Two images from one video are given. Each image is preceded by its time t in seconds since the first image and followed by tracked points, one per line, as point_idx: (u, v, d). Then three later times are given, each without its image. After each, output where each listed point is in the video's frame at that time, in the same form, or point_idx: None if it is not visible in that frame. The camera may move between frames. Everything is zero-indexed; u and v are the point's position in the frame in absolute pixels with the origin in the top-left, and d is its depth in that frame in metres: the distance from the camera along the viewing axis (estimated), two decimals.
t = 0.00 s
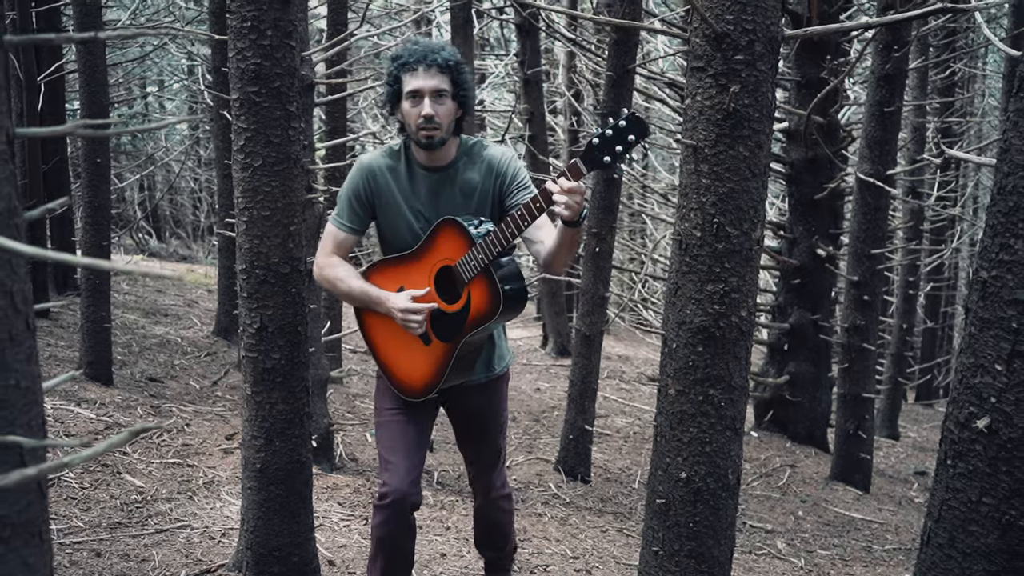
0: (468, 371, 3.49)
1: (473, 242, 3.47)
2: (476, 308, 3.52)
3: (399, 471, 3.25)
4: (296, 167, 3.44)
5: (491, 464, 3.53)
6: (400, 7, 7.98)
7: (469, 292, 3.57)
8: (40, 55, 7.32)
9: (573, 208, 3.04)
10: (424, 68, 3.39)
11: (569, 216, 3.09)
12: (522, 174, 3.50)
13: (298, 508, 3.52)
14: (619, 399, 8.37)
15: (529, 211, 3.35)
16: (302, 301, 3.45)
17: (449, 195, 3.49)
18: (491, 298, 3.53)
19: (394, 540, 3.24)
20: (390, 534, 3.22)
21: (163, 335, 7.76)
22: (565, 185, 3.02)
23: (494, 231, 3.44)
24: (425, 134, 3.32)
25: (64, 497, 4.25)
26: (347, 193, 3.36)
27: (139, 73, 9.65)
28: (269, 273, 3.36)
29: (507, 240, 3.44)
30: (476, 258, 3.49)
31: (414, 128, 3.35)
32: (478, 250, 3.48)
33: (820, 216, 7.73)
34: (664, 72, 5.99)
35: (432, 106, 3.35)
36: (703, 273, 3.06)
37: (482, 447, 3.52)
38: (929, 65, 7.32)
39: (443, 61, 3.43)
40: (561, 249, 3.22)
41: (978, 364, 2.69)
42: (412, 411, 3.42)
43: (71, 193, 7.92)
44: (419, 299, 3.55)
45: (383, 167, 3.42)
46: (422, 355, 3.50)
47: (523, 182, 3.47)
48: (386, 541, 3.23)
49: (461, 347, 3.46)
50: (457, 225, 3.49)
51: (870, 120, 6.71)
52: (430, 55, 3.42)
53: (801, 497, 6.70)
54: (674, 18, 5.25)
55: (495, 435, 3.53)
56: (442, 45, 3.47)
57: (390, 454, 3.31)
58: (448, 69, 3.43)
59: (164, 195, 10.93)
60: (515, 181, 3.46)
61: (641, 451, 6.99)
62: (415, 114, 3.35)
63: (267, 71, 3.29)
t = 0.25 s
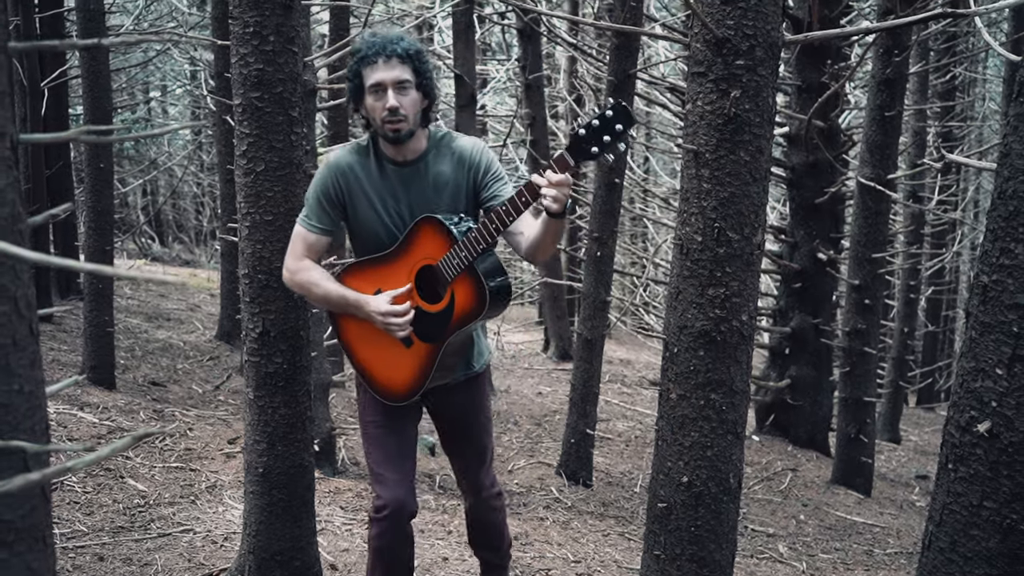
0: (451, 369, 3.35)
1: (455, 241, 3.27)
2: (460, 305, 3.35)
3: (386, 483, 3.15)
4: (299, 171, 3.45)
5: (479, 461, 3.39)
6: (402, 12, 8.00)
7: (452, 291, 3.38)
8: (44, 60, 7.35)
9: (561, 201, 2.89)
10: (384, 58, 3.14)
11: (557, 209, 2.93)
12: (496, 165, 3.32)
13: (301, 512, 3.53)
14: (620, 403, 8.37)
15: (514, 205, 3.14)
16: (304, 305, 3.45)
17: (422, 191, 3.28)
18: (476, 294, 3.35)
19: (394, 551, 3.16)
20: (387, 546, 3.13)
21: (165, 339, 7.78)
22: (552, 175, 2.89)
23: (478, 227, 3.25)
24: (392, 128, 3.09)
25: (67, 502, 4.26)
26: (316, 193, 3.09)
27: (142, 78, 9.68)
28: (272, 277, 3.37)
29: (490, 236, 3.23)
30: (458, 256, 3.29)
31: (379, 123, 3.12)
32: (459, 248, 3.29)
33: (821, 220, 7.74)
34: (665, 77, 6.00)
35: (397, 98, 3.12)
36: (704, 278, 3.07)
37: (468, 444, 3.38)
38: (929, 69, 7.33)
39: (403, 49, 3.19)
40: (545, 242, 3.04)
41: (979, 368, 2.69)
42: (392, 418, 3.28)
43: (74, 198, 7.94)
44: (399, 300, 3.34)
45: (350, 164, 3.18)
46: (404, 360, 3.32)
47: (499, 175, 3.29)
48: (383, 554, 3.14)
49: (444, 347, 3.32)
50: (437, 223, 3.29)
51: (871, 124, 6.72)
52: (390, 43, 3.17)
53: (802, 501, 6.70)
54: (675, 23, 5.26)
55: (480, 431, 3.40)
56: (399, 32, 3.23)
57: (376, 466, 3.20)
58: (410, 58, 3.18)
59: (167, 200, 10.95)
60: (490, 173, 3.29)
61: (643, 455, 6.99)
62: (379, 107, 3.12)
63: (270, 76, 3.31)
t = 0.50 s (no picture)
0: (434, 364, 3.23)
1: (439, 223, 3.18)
2: (445, 289, 3.22)
3: (377, 488, 3.15)
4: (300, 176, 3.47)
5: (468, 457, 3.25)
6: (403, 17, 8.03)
7: (437, 275, 3.24)
8: (47, 65, 7.38)
9: (549, 167, 2.86)
10: (354, 42, 3.09)
11: (543, 176, 2.89)
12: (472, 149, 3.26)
13: (302, 516, 3.53)
14: (620, 406, 8.38)
15: (498, 179, 3.08)
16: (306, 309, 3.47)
17: (399, 177, 3.18)
18: (462, 275, 3.23)
19: (390, 556, 3.16)
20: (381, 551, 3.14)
21: (167, 343, 7.79)
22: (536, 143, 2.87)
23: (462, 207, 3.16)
24: (366, 111, 3.02)
25: (70, 505, 4.27)
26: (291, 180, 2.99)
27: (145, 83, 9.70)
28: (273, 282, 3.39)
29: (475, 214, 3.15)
30: (442, 237, 3.18)
31: (353, 107, 3.05)
32: (443, 230, 3.19)
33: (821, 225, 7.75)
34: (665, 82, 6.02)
35: (369, 81, 3.06)
36: (704, 282, 3.08)
37: (457, 440, 3.25)
38: (929, 74, 7.34)
39: (371, 34, 3.13)
40: (529, 216, 3.01)
41: (978, 373, 2.70)
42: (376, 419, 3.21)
43: (77, 202, 7.96)
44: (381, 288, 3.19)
45: (325, 152, 3.08)
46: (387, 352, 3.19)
47: (476, 157, 3.23)
48: (380, 559, 3.15)
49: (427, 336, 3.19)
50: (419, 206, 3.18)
51: (870, 129, 6.73)
52: (359, 27, 3.12)
53: (802, 505, 6.71)
54: (675, 28, 5.28)
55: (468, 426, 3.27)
56: (366, 17, 3.18)
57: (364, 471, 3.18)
58: (381, 42, 3.13)
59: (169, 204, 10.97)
60: (467, 156, 3.22)
61: (643, 459, 7.00)
62: (351, 92, 3.06)
63: (272, 81, 3.33)
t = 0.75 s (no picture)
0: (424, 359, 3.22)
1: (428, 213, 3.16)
2: (434, 277, 3.24)
3: (373, 488, 3.18)
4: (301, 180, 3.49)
5: (457, 452, 3.20)
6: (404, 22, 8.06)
7: (426, 263, 3.25)
8: (49, 70, 7.40)
9: (541, 150, 2.86)
10: (340, 33, 3.09)
11: (536, 162, 2.88)
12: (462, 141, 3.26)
13: (303, 519, 3.54)
14: (621, 410, 8.39)
15: (489, 166, 3.07)
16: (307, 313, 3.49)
17: (390, 169, 3.17)
18: (452, 263, 3.24)
19: (387, 555, 3.19)
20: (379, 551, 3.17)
21: (169, 347, 7.80)
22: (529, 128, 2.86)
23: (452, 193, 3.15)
24: (354, 102, 3.03)
25: (71, 509, 4.28)
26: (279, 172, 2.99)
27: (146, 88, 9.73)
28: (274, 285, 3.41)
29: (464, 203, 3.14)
30: (432, 224, 3.17)
31: (342, 98, 3.05)
32: (432, 219, 3.17)
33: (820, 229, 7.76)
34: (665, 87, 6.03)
35: (357, 72, 3.06)
36: (703, 286, 3.09)
37: (445, 435, 3.22)
38: (928, 79, 7.36)
39: (360, 24, 3.13)
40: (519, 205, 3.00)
41: (977, 377, 2.71)
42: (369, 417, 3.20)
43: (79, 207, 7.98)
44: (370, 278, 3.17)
45: (314, 144, 3.08)
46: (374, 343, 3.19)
47: (465, 148, 3.23)
48: (378, 560, 3.18)
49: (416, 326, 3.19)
50: (410, 197, 3.15)
51: (869, 134, 6.74)
52: (344, 18, 3.12)
53: (802, 508, 6.71)
54: (674, 34, 5.30)
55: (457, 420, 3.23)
56: (355, 8, 3.18)
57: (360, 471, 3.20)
58: (367, 32, 3.13)
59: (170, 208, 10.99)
60: (456, 148, 3.22)
61: (643, 463, 7.00)
62: (339, 83, 3.07)
63: (272, 87, 3.35)
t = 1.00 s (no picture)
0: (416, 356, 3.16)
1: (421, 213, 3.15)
2: (426, 277, 3.21)
3: (369, 490, 3.21)
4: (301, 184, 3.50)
5: (451, 443, 3.07)
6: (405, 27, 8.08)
7: (419, 263, 3.23)
8: (51, 75, 7.43)
9: (535, 148, 2.85)
10: (337, 34, 3.11)
11: (529, 162, 2.87)
12: (459, 144, 3.24)
13: (303, 523, 3.55)
14: (621, 414, 8.39)
15: (483, 166, 3.06)
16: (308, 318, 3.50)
17: (386, 170, 3.16)
18: (445, 263, 3.21)
19: (385, 556, 3.20)
20: (375, 552, 3.17)
21: (170, 350, 7.82)
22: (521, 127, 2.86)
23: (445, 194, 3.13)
24: (351, 101, 3.05)
25: (71, 512, 4.29)
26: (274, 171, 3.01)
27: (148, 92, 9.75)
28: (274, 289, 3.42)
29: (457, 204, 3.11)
30: (425, 224, 3.15)
31: (338, 99, 3.07)
32: (425, 220, 3.15)
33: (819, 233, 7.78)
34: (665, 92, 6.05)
35: (353, 72, 3.08)
36: (702, 290, 3.10)
37: (439, 429, 3.11)
38: (927, 84, 7.37)
39: (358, 24, 3.15)
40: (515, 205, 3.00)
41: (975, 381, 2.71)
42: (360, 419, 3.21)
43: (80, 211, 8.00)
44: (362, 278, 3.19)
45: (310, 144, 3.10)
46: (364, 344, 3.20)
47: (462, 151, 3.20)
48: (375, 560, 3.18)
49: (406, 325, 3.16)
50: (406, 199, 3.16)
51: (868, 138, 6.76)
52: (341, 19, 3.14)
53: (802, 512, 6.71)
54: (673, 39, 5.31)
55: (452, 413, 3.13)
56: (354, 9, 3.20)
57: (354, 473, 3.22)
58: (364, 32, 3.15)
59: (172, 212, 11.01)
60: (452, 151, 3.20)
61: (644, 466, 7.01)
62: (336, 83, 3.09)
63: (273, 91, 3.36)
